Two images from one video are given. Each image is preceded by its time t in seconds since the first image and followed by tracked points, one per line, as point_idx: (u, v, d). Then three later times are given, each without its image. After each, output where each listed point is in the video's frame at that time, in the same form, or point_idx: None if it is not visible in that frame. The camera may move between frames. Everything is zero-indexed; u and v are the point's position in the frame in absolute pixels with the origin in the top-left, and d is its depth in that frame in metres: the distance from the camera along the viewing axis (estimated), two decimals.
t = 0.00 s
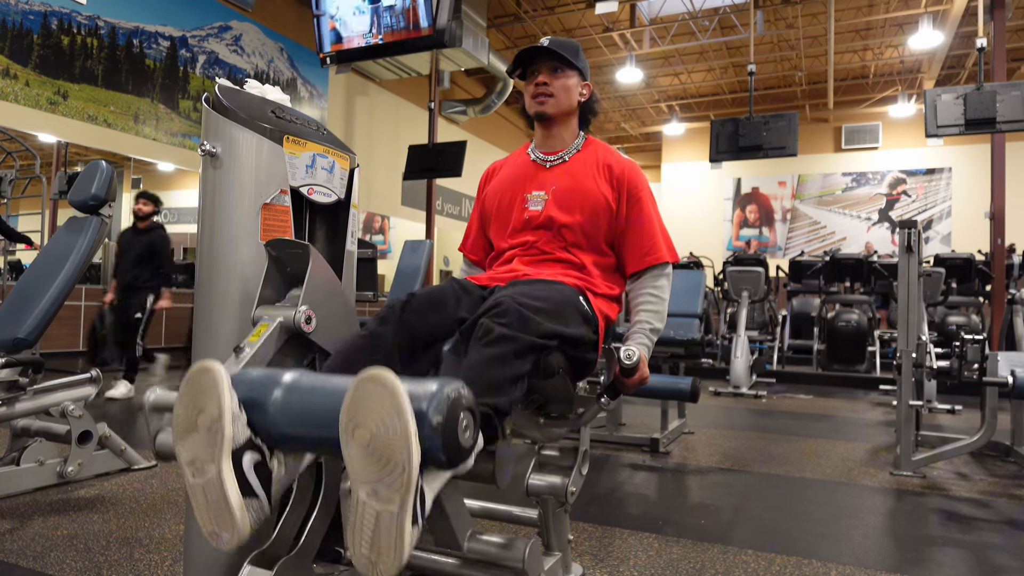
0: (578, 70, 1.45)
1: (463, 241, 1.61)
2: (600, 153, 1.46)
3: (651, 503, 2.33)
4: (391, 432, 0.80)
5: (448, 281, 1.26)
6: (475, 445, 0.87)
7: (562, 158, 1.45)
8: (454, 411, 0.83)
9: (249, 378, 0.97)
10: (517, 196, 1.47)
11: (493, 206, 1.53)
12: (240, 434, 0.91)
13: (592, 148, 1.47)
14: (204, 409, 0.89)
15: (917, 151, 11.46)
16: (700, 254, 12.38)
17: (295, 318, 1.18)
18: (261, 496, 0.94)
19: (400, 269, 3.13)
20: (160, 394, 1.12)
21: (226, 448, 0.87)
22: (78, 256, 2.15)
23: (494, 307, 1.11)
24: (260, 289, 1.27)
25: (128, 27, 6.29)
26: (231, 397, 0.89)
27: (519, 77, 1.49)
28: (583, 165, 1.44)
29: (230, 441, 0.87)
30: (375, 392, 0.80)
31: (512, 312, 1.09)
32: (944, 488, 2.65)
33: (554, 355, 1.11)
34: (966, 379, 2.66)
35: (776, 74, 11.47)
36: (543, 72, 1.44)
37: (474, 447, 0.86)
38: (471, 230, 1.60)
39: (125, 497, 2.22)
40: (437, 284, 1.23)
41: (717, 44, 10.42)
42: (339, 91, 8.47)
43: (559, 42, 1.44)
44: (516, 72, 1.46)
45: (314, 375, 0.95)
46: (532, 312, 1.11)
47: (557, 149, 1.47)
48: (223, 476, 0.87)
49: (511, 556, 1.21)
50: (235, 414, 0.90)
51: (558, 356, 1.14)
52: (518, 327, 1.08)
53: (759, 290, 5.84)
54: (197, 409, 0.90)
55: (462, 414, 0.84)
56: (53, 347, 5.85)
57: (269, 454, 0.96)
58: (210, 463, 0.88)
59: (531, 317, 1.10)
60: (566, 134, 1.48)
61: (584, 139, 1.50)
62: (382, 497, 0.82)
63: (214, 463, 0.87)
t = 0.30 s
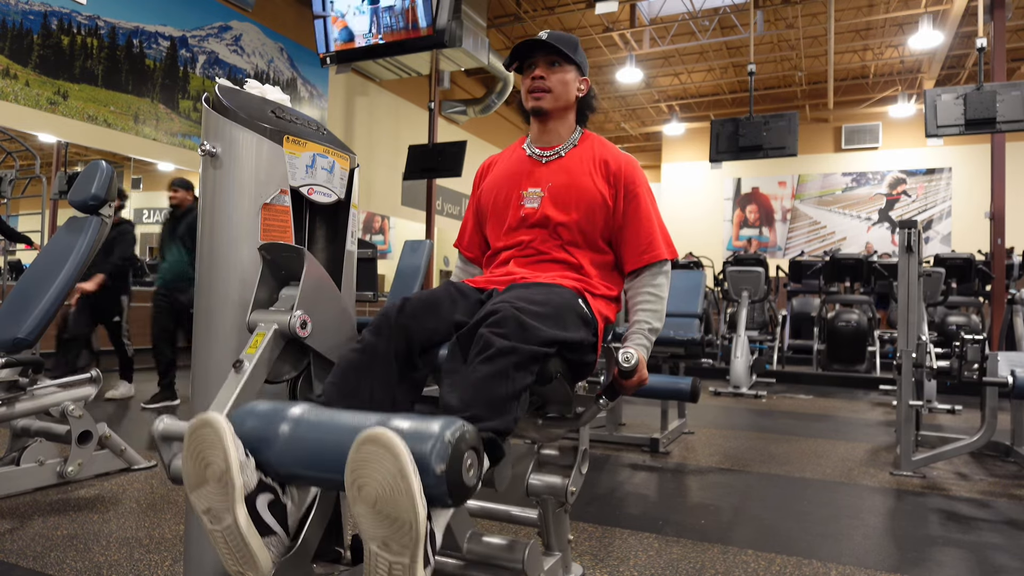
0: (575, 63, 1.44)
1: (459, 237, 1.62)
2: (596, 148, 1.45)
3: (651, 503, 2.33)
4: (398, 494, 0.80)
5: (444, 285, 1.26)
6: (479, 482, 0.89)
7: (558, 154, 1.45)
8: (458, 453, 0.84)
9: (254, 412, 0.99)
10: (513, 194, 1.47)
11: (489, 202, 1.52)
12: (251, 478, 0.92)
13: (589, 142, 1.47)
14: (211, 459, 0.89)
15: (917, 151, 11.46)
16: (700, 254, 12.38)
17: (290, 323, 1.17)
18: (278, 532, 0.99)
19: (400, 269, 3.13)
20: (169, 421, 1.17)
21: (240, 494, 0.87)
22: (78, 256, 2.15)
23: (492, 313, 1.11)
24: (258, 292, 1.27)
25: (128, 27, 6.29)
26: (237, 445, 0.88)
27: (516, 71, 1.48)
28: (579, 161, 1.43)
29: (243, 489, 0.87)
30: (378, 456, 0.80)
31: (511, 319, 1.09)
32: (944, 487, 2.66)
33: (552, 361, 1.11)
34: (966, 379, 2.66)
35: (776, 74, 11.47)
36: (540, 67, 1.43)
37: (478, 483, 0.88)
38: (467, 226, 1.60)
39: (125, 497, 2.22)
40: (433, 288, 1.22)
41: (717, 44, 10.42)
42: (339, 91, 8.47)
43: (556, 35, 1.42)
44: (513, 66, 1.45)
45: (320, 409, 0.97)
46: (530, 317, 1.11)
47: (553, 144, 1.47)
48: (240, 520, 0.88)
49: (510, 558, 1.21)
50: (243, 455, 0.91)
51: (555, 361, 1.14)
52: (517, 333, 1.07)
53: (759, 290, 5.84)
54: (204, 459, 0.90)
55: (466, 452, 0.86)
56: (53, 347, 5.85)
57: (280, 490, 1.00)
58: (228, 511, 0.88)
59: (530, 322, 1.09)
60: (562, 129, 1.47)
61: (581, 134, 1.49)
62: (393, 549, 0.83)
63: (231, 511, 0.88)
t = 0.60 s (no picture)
0: (570, 61, 1.43)
1: (456, 238, 1.61)
2: (593, 147, 1.45)
3: (651, 503, 2.33)
4: (403, 532, 0.81)
5: (442, 287, 1.26)
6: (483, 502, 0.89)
7: (554, 153, 1.44)
8: (463, 477, 0.84)
9: (263, 432, 0.98)
10: (509, 195, 1.47)
11: (487, 203, 1.52)
12: (262, 504, 0.93)
13: (585, 141, 1.46)
14: (219, 491, 0.89)
15: (917, 151, 11.46)
16: (700, 254, 12.38)
17: (286, 326, 1.16)
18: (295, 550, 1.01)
19: (400, 269, 3.13)
20: (177, 438, 1.10)
21: (252, 523, 0.88)
22: (78, 256, 2.15)
23: (489, 318, 1.11)
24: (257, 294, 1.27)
25: (128, 28, 6.29)
26: (243, 474, 0.88)
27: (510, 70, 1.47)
28: (575, 161, 1.42)
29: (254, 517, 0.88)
30: (383, 496, 0.80)
31: (509, 323, 1.09)
32: (944, 488, 2.65)
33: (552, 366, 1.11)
34: (966, 379, 2.66)
35: (776, 74, 11.47)
36: (535, 66, 1.42)
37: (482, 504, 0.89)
38: (464, 227, 1.60)
39: (125, 497, 2.22)
40: (431, 290, 1.23)
41: (717, 44, 10.42)
42: (339, 91, 8.47)
43: (550, 34, 1.41)
44: (507, 66, 1.44)
45: (327, 430, 0.96)
46: (528, 320, 1.11)
47: (548, 144, 1.46)
48: (255, 547, 0.89)
49: (509, 559, 1.21)
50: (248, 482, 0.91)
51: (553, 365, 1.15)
52: (516, 337, 1.07)
53: (759, 290, 5.84)
54: (213, 491, 0.90)
55: (471, 476, 0.85)
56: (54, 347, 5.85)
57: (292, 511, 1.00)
58: (242, 538, 0.89)
59: (529, 327, 1.09)
60: (557, 128, 1.46)
61: (577, 132, 1.48)
62: None
63: (245, 538, 0.89)
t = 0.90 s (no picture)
0: (570, 59, 1.43)
1: (455, 236, 1.61)
2: (593, 146, 1.44)
3: (651, 503, 2.33)
4: (414, 565, 0.83)
5: (440, 288, 1.26)
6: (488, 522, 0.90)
7: (553, 152, 1.44)
8: (471, 496, 0.85)
9: (272, 448, 0.98)
10: (508, 194, 1.46)
11: (486, 201, 1.52)
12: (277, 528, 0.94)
13: (585, 139, 1.46)
14: (232, 521, 0.90)
15: (917, 151, 11.46)
16: (700, 254, 12.39)
17: (284, 329, 1.14)
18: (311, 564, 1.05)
19: (400, 269, 3.13)
20: (190, 452, 1.08)
21: (269, 549, 0.90)
22: (78, 256, 2.15)
23: (489, 322, 1.10)
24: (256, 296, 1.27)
25: (129, 27, 6.29)
26: (254, 503, 0.89)
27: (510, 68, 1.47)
28: (575, 160, 1.42)
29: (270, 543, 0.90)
30: (392, 534, 0.81)
31: (509, 326, 1.08)
32: (944, 488, 2.66)
33: (552, 369, 1.11)
34: (966, 379, 2.66)
35: (776, 74, 11.47)
36: (535, 64, 1.42)
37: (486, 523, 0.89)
38: (463, 225, 1.60)
39: (125, 497, 2.22)
40: (428, 293, 1.23)
41: (717, 44, 10.42)
42: (339, 91, 8.47)
43: (551, 31, 1.41)
44: (507, 64, 1.44)
45: (337, 448, 0.96)
46: (528, 323, 1.11)
47: (547, 142, 1.46)
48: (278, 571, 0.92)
49: (509, 559, 1.21)
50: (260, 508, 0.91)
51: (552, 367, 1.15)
52: (516, 340, 1.07)
53: (759, 290, 5.84)
54: (225, 522, 0.90)
55: (478, 496, 0.86)
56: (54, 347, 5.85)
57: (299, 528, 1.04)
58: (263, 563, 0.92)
59: (529, 330, 1.09)
60: (557, 126, 1.46)
61: (577, 130, 1.48)
62: None
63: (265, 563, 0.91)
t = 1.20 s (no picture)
0: (566, 56, 1.42)
1: (452, 235, 1.61)
2: (591, 145, 1.44)
3: (651, 503, 2.33)
4: None
5: (437, 290, 1.26)
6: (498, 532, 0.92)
7: (550, 151, 1.44)
8: (480, 511, 0.86)
9: (284, 461, 0.99)
10: (506, 193, 1.46)
11: (483, 200, 1.52)
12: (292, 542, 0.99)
13: (583, 138, 1.46)
14: (249, 543, 0.95)
15: (917, 151, 11.46)
16: (700, 254, 12.39)
17: (281, 332, 1.13)
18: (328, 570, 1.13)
19: (400, 269, 3.13)
20: (204, 463, 1.11)
21: (286, 564, 0.95)
22: (79, 256, 2.16)
23: (487, 325, 1.10)
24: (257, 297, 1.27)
25: (128, 27, 6.29)
26: (268, 528, 0.94)
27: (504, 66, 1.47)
28: (574, 160, 1.42)
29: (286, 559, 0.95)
30: (404, 562, 0.84)
31: (509, 329, 1.08)
32: (944, 488, 2.66)
33: (552, 372, 1.11)
34: (966, 379, 2.66)
35: (776, 74, 11.48)
36: (529, 64, 1.42)
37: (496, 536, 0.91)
38: (460, 225, 1.60)
39: (125, 497, 2.22)
40: (423, 294, 1.22)
41: (717, 44, 10.42)
42: (339, 91, 8.47)
43: (546, 30, 1.41)
44: (502, 64, 1.43)
45: (350, 462, 0.97)
46: (528, 325, 1.11)
47: (545, 141, 1.46)
48: None
49: (509, 560, 1.21)
50: (274, 527, 0.96)
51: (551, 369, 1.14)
52: (516, 343, 1.07)
53: (759, 290, 5.84)
54: (242, 544, 0.96)
55: (487, 510, 0.88)
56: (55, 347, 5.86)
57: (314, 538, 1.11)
58: None
59: (529, 333, 1.09)
60: (554, 125, 1.46)
61: (574, 129, 1.47)
62: None
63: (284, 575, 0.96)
